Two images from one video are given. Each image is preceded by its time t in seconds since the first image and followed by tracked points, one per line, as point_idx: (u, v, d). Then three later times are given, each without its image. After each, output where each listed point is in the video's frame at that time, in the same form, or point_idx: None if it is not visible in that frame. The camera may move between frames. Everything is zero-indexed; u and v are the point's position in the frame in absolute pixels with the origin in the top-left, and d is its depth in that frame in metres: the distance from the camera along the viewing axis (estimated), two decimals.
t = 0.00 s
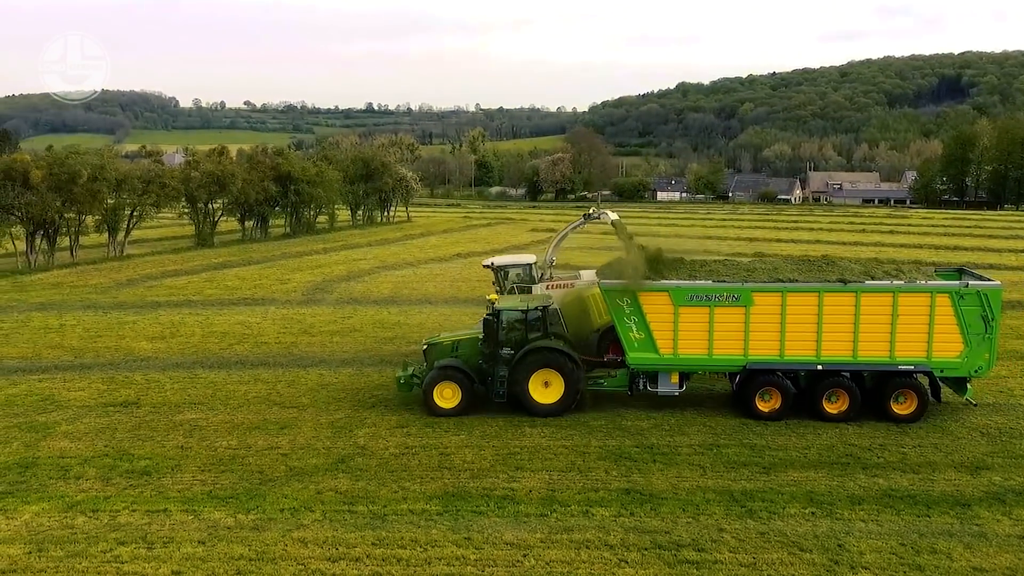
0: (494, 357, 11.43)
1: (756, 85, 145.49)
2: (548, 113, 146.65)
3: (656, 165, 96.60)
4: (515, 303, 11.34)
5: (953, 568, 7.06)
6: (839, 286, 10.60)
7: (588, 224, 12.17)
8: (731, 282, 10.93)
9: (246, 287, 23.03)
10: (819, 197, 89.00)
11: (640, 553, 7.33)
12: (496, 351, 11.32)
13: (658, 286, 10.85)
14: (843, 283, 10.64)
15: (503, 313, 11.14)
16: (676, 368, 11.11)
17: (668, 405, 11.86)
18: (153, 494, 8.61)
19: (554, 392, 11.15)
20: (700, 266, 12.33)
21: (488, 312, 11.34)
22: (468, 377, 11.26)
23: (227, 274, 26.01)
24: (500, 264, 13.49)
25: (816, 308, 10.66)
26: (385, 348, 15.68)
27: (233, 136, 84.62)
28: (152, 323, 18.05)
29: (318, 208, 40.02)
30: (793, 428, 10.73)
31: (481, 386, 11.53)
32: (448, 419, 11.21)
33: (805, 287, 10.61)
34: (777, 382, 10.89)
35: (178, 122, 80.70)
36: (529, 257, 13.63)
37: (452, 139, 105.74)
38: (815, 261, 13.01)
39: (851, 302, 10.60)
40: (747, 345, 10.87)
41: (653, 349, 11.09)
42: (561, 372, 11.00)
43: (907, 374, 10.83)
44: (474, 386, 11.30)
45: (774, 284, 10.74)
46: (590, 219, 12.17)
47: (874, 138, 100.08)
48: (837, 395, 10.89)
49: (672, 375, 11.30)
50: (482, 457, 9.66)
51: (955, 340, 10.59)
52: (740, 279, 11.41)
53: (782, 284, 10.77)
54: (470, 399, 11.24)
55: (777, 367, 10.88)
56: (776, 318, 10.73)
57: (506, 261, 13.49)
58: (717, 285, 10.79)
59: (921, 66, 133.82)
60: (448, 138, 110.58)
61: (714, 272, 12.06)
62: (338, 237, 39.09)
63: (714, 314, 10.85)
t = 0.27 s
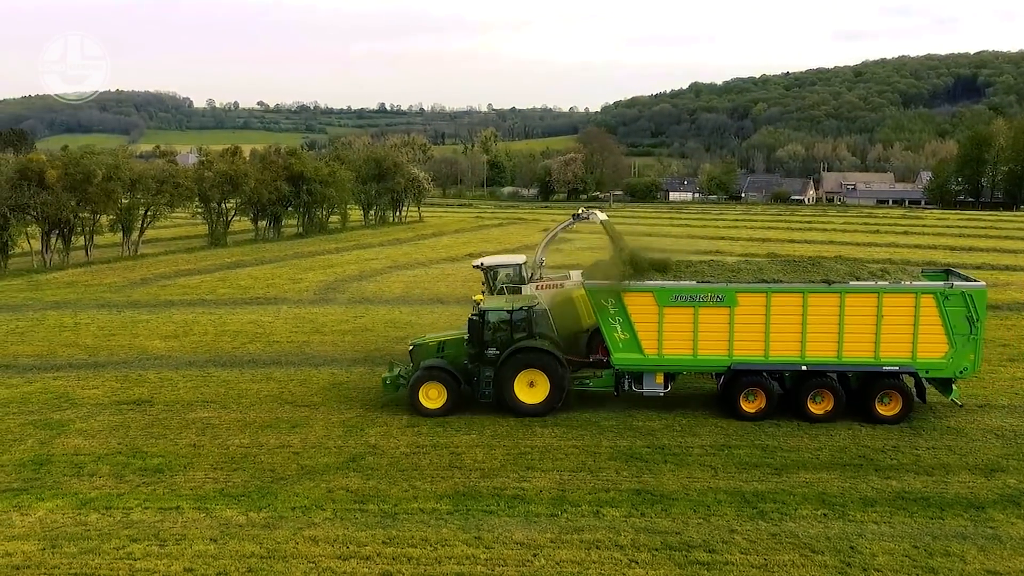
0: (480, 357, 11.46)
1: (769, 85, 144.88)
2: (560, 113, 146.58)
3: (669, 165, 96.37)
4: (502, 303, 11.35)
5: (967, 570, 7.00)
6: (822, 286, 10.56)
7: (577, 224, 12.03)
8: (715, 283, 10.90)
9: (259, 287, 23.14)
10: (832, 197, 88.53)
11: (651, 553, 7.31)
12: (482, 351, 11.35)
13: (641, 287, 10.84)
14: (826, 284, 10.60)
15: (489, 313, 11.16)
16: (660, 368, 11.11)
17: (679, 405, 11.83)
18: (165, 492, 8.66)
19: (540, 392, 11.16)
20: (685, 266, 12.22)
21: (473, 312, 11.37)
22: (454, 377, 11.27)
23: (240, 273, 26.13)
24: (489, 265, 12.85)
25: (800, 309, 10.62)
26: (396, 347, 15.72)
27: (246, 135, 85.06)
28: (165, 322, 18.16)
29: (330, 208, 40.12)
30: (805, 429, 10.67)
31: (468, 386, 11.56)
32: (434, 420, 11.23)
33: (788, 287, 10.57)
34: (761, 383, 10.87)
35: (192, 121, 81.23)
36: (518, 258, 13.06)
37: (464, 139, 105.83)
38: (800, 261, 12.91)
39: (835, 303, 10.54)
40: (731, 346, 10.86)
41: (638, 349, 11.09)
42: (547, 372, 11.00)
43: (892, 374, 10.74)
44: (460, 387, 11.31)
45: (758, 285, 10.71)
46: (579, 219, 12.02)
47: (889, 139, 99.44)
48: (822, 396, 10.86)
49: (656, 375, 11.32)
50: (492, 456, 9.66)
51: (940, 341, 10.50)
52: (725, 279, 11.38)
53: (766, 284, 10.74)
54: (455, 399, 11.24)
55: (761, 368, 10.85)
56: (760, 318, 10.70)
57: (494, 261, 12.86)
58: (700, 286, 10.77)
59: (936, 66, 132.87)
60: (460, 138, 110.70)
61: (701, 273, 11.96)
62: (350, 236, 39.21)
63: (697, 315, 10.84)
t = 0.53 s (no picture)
0: (467, 356, 11.43)
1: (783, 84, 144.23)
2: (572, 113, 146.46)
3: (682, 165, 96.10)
4: (489, 302, 11.33)
5: (981, 572, 6.96)
6: (808, 286, 10.59)
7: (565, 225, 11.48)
8: (701, 283, 10.95)
9: (272, 285, 23.24)
10: (847, 197, 88.02)
11: (662, 553, 7.31)
12: (469, 350, 11.34)
13: (627, 286, 10.89)
14: (811, 283, 10.64)
15: (476, 312, 11.14)
16: (646, 367, 11.12)
17: (691, 405, 11.79)
18: (179, 488, 8.72)
19: (527, 391, 11.12)
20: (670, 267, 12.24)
21: (461, 311, 11.35)
22: (441, 376, 11.26)
23: (254, 272, 26.26)
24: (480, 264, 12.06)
25: (785, 309, 10.65)
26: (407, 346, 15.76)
27: (260, 135, 85.49)
28: (179, 320, 18.28)
29: (343, 208, 40.22)
30: (818, 429, 10.63)
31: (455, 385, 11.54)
32: (420, 419, 11.22)
33: (773, 286, 10.61)
34: (747, 382, 10.87)
35: (206, 121, 81.74)
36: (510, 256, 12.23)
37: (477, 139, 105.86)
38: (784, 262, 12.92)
39: (820, 302, 10.57)
40: (717, 345, 10.88)
41: (624, 349, 11.12)
42: (533, 371, 10.96)
43: (878, 374, 10.73)
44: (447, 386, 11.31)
45: (743, 284, 10.74)
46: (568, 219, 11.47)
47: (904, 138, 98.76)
48: (807, 396, 10.84)
49: (643, 375, 11.31)
50: (504, 455, 9.67)
51: (926, 341, 10.52)
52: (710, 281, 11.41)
53: (751, 284, 10.79)
54: (442, 398, 11.24)
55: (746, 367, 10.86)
56: (745, 317, 10.73)
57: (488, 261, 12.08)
58: (686, 285, 10.82)
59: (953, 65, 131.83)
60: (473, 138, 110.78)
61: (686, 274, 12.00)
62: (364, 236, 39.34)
63: (683, 314, 10.88)
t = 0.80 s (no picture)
0: (451, 356, 11.41)
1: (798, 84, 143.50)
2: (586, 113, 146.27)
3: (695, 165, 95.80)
4: (473, 302, 11.31)
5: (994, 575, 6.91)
6: (790, 286, 10.64)
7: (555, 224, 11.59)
8: (684, 283, 11.00)
9: (286, 285, 23.36)
10: (862, 198, 87.47)
11: (672, 553, 7.30)
12: (453, 350, 11.32)
13: (611, 286, 10.94)
14: (794, 284, 10.68)
15: (461, 312, 11.13)
16: (629, 367, 11.16)
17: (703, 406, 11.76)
18: (192, 485, 8.79)
19: (511, 391, 11.14)
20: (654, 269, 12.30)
21: (444, 312, 11.29)
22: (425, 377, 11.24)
23: (268, 272, 26.37)
24: (470, 264, 11.91)
25: (768, 309, 10.69)
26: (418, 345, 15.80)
27: (274, 135, 85.88)
28: (194, 319, 18.39)
29: (356, 207, 40.32)
30: (831, 431, 10.59)
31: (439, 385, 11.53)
32: (404, 419, 11.18)
33: (756, 287, 10.65)
34: (730, 383, 10.89)
35: (221, 122, 82.22)
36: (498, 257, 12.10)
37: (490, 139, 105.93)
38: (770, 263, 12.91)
39: (802, 302, 10.62)
40: (700, 345, 10.91)
41: (608, 349, 11.16)
42: (518, 371, 10.99)
43: (861, 374, 10.78)
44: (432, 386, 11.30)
45: (726, 284, 10.79)
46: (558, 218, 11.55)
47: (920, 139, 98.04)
48: (789, 396, 10.87)
49: (626, 375, 11.34)
50: (515, 455, 9.68)
51: (908, 341, 10.57)
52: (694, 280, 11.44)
53: (734, 284, 10.82)
54: (426, 398, 11.24)
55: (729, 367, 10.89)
56: (728, 317, 10.77)
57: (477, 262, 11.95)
58: (669, 285, 10.86)
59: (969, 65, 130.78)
60: (486, 138, 110.86)
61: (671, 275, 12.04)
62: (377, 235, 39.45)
63: (666, 314, 10.91)
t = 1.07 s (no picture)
0: (436, 356, 11.46)
1: (811, 84, 142.83)
2: (597, 113, 146.08)
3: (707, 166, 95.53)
4: (459, 303, 11.38)
5: None
6: (775, 286, 10.54)
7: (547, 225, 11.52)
8: (669, 283, 10.89)
9: (297, 284, 23.46)
10: (875, 198, 86.97)
11: (682, 554, 7.28)
12: (438, 350, 11.37)
13: (595, 286, 10.84)
14: (778, 284, 10.59)
15: (446, 312, 11.20)
16: (614, 367, 11.11)
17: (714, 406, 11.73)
18: (204, 483, 8.83)
19: (495, 391, 11.17)
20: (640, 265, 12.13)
21: (430, 312, 11.36)
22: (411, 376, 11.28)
23: (279, 271, 26.47)
24: (461, 264, 11.82)
25: (753, 310, 10.61)
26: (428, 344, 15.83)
27: (287, 135, 86.21)
28: (206, 317, 18.47)
29: (367, 207, 40.41)
30: (843, 432, 10.54)
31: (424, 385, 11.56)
32: (389, 419, 11.19)
33: (741, 287, 10.56)
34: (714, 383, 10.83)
35: (234, 122, 82.61)
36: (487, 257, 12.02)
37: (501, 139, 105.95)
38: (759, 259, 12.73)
39: (787, 303, 10.52)
40: (685, 345, 10.84)
41: (592, 349, 11.10)
42: (502, 371, 11.01)
43: (845, 374, 10.73)
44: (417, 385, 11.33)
45: (711, 285, 10.69)
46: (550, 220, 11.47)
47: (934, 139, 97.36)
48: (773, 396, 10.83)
49: (611, 376, 11.32)
50: (525, 454, 9.69)
51: (892, 342, 10.50)
52: (679, 279, 11.33)
53: (719, 284, 10.73)
54: (412, 398, 11.25)
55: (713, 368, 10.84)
56: (713, 318, 10.68)
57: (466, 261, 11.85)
58: (654, 286, 10.76)
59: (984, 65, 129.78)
60: (497, 138, 110.90)
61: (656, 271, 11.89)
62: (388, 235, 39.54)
63: (651, 315, 10.82)
